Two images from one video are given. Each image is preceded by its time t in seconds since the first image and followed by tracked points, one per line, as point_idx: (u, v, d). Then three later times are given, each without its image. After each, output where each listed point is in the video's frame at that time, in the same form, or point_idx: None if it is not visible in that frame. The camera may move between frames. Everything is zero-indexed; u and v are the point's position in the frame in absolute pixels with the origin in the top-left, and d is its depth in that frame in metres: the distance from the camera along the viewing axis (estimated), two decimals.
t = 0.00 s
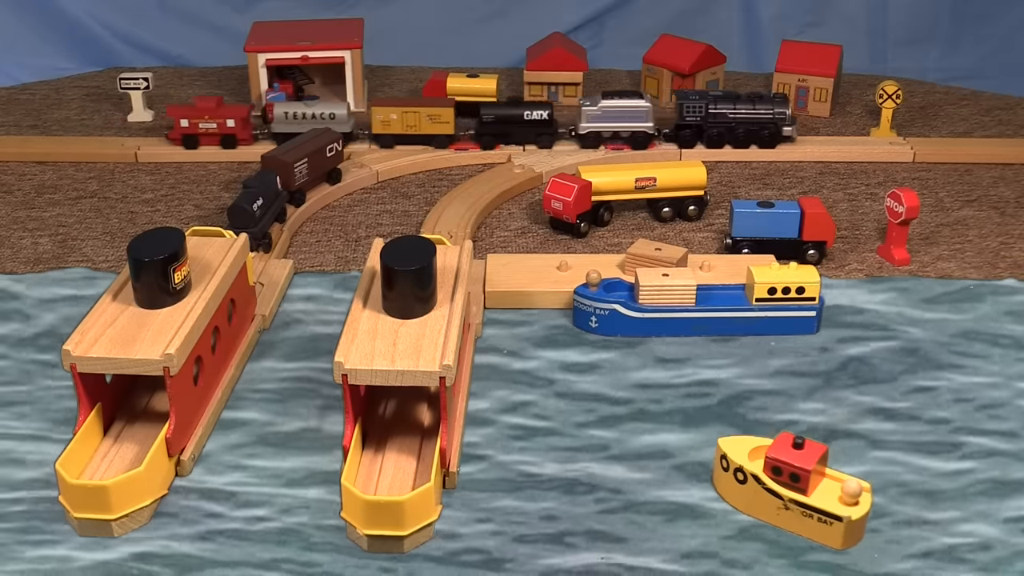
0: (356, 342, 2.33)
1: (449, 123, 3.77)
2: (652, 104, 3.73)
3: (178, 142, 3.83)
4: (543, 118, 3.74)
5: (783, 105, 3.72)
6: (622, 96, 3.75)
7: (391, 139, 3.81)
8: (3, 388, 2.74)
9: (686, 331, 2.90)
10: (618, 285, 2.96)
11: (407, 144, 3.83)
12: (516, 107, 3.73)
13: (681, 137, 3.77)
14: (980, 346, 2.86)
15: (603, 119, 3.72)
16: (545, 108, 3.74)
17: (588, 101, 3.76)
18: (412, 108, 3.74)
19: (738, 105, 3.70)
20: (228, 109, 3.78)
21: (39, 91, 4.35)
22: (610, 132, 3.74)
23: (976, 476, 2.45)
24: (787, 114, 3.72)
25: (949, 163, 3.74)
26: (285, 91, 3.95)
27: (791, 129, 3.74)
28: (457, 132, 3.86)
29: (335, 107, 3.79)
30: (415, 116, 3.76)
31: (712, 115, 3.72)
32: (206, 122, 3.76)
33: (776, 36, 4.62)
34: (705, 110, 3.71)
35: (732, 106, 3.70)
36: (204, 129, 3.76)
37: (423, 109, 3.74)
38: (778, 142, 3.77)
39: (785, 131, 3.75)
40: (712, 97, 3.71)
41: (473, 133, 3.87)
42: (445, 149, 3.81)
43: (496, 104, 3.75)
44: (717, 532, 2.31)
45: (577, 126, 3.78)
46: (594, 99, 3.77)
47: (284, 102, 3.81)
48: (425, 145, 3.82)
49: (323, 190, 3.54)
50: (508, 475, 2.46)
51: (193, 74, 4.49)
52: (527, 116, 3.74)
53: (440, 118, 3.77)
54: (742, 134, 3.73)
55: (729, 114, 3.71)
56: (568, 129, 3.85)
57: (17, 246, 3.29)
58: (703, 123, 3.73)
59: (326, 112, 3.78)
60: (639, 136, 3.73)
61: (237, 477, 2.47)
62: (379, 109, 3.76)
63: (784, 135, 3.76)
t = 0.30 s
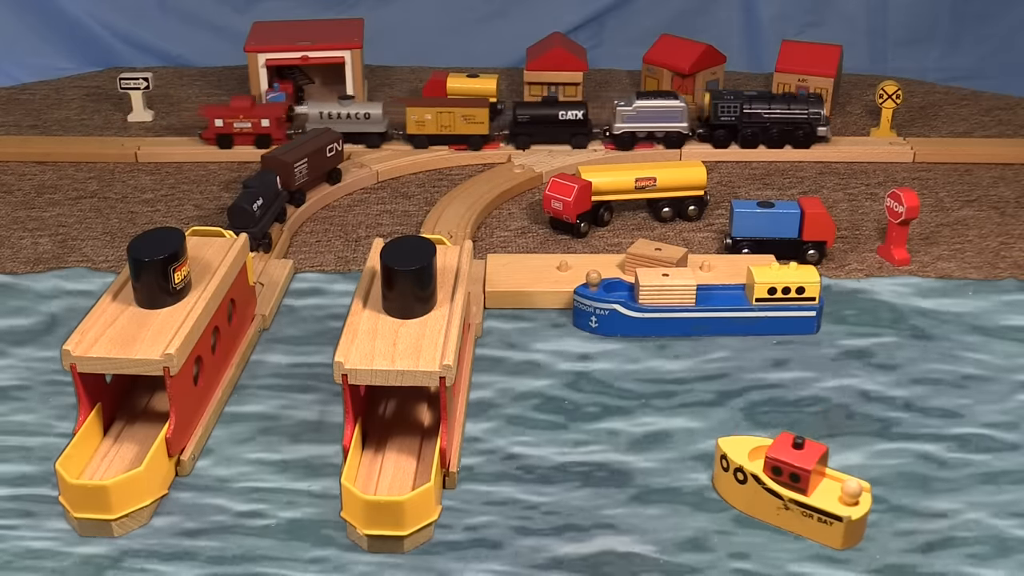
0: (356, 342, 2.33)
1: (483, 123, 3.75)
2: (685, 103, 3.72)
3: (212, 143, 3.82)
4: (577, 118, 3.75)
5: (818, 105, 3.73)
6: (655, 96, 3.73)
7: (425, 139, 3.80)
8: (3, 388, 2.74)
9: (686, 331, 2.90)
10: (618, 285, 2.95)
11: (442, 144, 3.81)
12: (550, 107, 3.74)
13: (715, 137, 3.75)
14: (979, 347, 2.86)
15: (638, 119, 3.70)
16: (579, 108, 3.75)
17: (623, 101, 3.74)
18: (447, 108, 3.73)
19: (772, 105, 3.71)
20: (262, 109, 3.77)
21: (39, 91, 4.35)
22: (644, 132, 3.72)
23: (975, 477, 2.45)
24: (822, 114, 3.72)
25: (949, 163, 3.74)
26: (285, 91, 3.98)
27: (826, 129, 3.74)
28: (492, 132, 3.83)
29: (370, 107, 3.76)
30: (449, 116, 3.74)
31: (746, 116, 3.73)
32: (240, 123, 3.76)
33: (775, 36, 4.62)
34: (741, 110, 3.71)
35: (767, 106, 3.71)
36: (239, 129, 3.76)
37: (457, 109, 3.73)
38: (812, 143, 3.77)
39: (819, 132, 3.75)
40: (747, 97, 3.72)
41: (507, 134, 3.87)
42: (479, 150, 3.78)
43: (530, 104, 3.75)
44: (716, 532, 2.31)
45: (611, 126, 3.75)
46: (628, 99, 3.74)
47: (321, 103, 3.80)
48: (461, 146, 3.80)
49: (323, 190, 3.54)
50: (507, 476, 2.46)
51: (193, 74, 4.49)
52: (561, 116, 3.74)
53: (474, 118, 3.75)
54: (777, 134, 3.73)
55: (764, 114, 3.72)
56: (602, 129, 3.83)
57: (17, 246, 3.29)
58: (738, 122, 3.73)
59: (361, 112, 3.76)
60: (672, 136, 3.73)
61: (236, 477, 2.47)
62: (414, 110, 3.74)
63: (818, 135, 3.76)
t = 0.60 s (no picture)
0: (356, 342, 2.33)
1: (517, 123, 3.75)
2: (718, 103, 3.72)
3: (245, 142, 3.82)
4: (610, 118, 3.73)
5: (851, 105, 3.70)
6: (689, 95, 3.73)
7: (459, 139, 3.77)
8: (2, 388, 2.74)
9: (686, 331, 2.90)
10: (618, 285, 2.95)
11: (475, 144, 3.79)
12: (584, 107, 3.72)
13: (748, 137, 3.75)
14: (977, 347, 2.86)
15: (670, 118, 3.71)
16: (612, 107, 3.72)
17: (655, 101, 3.75)
18: (481, 108, 3.72)
19: (806, 105, 3.69)
20: (295, 109, 3.76)
21: (39, 91, 4.35)
22: (678, 131, 3.73)
23: (973, 477, 2.45)
24: (855, 114, 3.70)
25: (949, 163, 3.74)
26: (286, 91, 3.92)
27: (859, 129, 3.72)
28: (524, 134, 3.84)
29: (403, 107, 3.76)
30: (483, 116, 3.73)
31: (779, 116, 3.71)
32: (273, 123, 3.75)
33: (775, 35, 4.62)
34: (774, 110, 3.71)
35: (800, 107, 3.69)
36: (271, 129, 3.75)
37: (490, 109, 3.73)
38: (845, 143, 3.76)
39: (852, 132, 3.74)
40: (780, 97, 3.71)
41: (540, 132, 3.87)
42: (513, 149, 3.80)
43: (564, 103, 3.73)
44: (714, 533, 2.31)
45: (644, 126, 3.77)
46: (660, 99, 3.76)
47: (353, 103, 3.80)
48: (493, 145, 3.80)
49: (323, 190, 3.54)
50: (506, 476, 2.46)
51: (193, 74, 4.49)
52: (595, 116, 3.72)
53: (507, 118, 3.75)
54: (809, 134, 3.72)
55: (797, 114, 3.70)
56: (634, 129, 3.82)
57: (17, 246, 3.29)
58: (771, 122, 3.73)
59: (394, 112, 3.76)
60: (705, 135, 3.73)
61: (236, 477, 2.47)
62: (447, 110, 3.73)
63: (851, 135, 3.75)
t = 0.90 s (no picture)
0: (356, 342, 2.33)
1: (552, 123, 3.75)
2: (753, 103, 3.74)
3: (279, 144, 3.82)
4: (645, 117, 3.71)
5: (887, 106, 3.70)
6: (723, 95, 3.75)
7: (493, 139, 3.77)
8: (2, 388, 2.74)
9: (686, 331, 2.90)
10: (618, 285, 2.95)
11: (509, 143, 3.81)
12: (618, 107, 3.71)
13: (783, 137, 3.76)
14: (977, 347, 2.86)
15: (705, 118, 3.73)
16: (647, 107, 3.71)
17: (689, 100, 3.77)
18: (516, 108, 3.72)
19: (842, 105, 3.69)
20: (331, 109, 3.80)
21: (40, 91, 4.35)
22: (711, 131, 3.75)
23: (973, 476, 2.45)
24: (890, 115, 3.69)
25: (949, 162, 3.74)
26: (285, 91, 3.96)
27: (894, 130, 3.72)
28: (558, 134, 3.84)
29: (438, 107, 3.76)
30: (518, 116, 3.74)
31: (814, 116, 3.71)
32: (308, 122, 3.78)
33: (776, 36, 4.62)
34: (810, 110, 3.70)
35: (836, 107, 3.69)
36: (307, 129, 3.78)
37: (525, 109, 3.73)
38: (880, 144, 3.75)
39: (886, 133, 3.72)
40: (815, 97, 3.70)
41: (575, 133, 3.87)
42: (547, 149, 3.80)
43: (598, 103, 3.72)
44: (714, 532, 2.31)
45: (679, 125, 3.78)
46: (695, 98, 3.77)
47: (387, 102, 3.78)
48: (527, 145, 3.81)
49: (323, 190, 3.54)
50: (505, 476, 2.46)
51: (193, 74, 4.49)
52: (629, 115, 3.70)
53: (542, 118, 3.75)
54: (844, 134, 3.71)
55: (832, 115, 3.70)
56: (669, 129, 3.85)
57: (17, 246, 3.29)
58: (806, 122, 3.72)
59: (429, 112, 3.74)
60: (740, 135, 3.74)
61: (235, 477, 2.47)
62: (483, 110, 3.73)
63: (886, 136, 3.73)
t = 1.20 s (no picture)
0: (356, 342, 2.33)
1: (586, 123, 3.75)
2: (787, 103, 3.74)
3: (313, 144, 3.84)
4: (679, 117, 3.70)
5: (921, 106, 3.68)
6: (757, 95, 3.75)
7: (527, 139, 3.78)
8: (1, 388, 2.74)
9: (686, 331, 2.90)
10: (618, 285, 2.95)
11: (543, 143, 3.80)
12: (652, 107, 3.70)
13: (816, 137, 3.74)
14: (976, 347, 2.86)
15: (740, 118, 3.73)
16: (681, 107, 3.70)
17: (724, 100, 3.76)
18: (551, 108, 3.72)
19: (876, 106, 3.68)
20: (364, 108, 3.78)
21: (40, 91, 4.35)
22: (745, 131, 3.74)
23: (972, 477, 2.45)
24: (924, 115, 3.68)
25: (949, 162, 3.74)
26: (285, 91, 3.99)
27: (927, 130, 3.70)
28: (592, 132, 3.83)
29: (472, 107, 3.73)
30: (552, 116, 3.74)
31: (849, 116, 3.70)
32: (342, 122, 3.78)
33: (776, 36, 4.62)
34: (845, 111, 3.69)
35: (870, 107, 3.68)
36: (340, 128, 3.78)
37: (560, 109, 3.73)
38: (913, 144, 3.74)
39: (920, 133, 3.71)
40: (850, 97, 3.69)
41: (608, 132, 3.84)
42: (581, 149, 3.78)
43: (632, 103, 3.71)
44: (713, 533, 2.31)
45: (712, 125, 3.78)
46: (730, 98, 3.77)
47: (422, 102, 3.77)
48: (561, 144, 3.80)
49: (323, 190, 3.54)
50: (505, 476, 2.46)
51: (193, 74, 4.49)
52: (663, 115, 3.70)
53: (576, 118, 3.75)
54: (877, 135, 3.70)
55: (866, 115, 3.69)
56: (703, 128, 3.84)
57: (17, 246, 3.29)
58: (840, 122, 3.71)
59: (463, 112, 3.73)
60: (774, 135, 3.74)
61: (235, 477, 2.47)
62: (517, 110, 3.73)
63: (919, 136, 3.72)
